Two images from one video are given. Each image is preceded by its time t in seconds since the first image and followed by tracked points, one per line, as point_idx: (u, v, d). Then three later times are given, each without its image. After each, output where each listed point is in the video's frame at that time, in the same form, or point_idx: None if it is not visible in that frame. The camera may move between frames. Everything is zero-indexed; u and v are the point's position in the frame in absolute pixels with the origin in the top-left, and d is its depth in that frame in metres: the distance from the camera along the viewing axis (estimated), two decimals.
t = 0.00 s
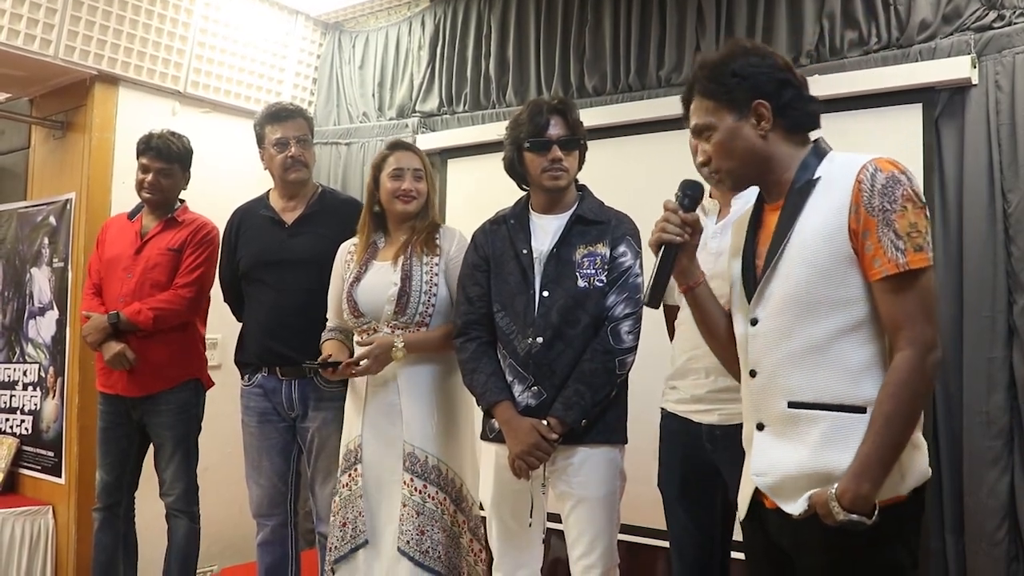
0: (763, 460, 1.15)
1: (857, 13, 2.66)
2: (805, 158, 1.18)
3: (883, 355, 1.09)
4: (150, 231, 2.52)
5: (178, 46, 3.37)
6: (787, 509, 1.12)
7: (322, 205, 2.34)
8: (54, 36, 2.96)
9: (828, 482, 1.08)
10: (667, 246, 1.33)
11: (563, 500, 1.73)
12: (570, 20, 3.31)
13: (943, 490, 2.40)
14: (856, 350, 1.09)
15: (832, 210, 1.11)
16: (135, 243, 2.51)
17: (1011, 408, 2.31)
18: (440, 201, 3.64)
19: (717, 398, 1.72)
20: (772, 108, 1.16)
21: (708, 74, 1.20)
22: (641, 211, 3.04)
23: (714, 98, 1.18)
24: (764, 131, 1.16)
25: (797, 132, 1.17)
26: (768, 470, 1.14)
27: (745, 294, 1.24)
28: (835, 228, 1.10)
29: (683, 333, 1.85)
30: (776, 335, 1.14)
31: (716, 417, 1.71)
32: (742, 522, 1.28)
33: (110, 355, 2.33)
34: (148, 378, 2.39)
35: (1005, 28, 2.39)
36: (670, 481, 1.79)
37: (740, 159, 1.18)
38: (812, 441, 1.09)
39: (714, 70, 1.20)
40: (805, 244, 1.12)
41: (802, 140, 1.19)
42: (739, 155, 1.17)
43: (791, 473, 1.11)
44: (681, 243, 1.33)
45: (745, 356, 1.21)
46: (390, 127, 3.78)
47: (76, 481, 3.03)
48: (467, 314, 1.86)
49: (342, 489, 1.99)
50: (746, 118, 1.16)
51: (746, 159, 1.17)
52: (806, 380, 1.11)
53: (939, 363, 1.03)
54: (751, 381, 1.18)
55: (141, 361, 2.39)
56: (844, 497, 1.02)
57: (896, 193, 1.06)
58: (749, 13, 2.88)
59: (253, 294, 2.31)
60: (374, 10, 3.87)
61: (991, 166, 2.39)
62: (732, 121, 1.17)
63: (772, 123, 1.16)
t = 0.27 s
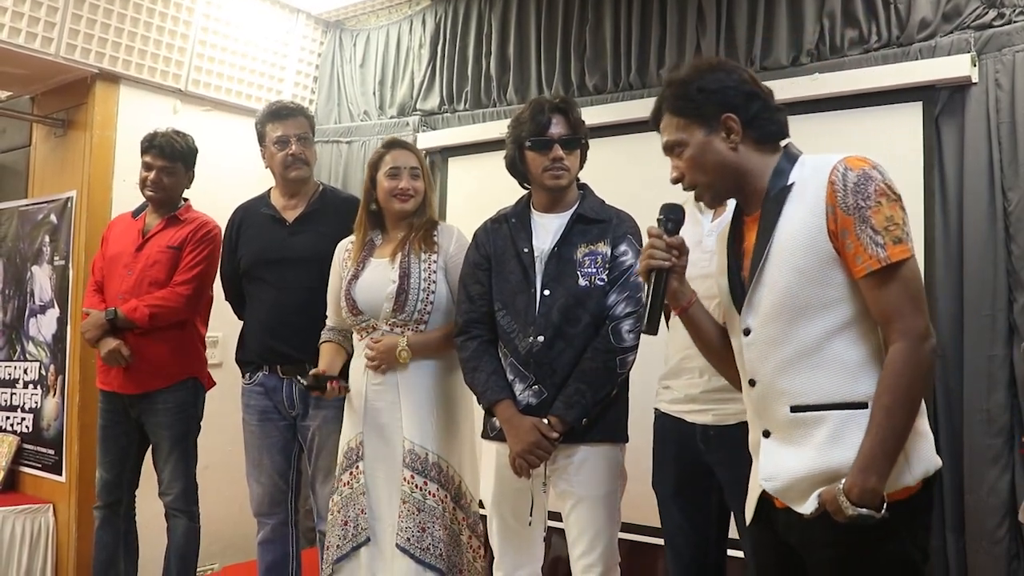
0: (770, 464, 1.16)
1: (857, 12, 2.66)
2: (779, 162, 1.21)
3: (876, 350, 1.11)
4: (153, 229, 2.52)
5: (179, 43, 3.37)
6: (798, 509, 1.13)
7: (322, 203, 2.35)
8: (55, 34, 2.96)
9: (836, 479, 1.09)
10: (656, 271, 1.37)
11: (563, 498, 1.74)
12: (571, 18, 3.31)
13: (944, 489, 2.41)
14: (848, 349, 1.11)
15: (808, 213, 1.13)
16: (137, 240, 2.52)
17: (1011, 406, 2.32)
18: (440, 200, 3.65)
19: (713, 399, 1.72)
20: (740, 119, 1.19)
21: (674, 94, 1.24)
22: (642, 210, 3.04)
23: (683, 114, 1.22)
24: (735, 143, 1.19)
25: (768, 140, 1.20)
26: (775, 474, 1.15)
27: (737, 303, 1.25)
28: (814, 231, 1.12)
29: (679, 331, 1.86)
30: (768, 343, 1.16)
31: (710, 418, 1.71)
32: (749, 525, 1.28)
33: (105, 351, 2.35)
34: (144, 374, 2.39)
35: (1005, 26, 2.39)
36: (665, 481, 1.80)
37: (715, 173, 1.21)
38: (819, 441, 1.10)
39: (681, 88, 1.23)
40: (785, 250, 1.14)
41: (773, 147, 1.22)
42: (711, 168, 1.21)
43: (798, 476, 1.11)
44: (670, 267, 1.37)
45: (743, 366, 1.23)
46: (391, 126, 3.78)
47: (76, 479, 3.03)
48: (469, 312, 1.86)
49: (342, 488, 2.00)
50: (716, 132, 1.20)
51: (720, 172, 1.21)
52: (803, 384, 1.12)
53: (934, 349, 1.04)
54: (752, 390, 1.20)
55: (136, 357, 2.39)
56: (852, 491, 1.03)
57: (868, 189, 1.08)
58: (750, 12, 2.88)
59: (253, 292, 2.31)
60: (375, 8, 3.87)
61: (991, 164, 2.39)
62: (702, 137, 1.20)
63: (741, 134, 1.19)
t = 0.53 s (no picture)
0: (774, 471, 1.16)
1: (859, 14, 2.66)
2: (751, 173, 1.22)
3: (867, 350, 1.12)
4: (155, 228, 2.53)
5: (180, 42, 3.37)
6: (804, 513, 1.14)
7: (323, 202, 2.35)
8: (57, 32, 2.96)
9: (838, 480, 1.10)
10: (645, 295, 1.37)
11: (563, 499, 1.74)
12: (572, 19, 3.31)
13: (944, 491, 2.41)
14: (838, 352, 1.12)
15: (784, 223, 1.14)
16: (139, 239, 2.52)
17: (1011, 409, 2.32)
18: (441, 199, 3.65)
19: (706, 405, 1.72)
20: (707, 139, 1.20)
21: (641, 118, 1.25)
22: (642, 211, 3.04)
23: (650, 141, 1.23)
24: (704, 163, 1.20)
25: (738, 156, 1.21)
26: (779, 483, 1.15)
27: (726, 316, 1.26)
28: (791, 240, 1.13)
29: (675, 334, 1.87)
30: (759, 355, 1.17)
31: (705, 424, 1.71)
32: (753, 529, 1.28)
33: (104, 349, 2.34)
34: (142, 372, 2.40)
35: (1007, 29, 2.39)
36: (664, 482, 1.80)
37: (688, 194, 1.22)
38: (819, 445, 1.11)
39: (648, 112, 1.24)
40: (766, 261, 1.15)
41: (743, 161, 1.22)
42: (684, 190, 1.21)
43: (801, 482, 1.12)
44: (657, 289, 1.38)
45: (738, 379, 1.23)
46: (392, 125, 3.78)
47: (76, 477, 3.04)
48: (469, 312, 1.86)
49: (342, 488, 2.01)
50: (685, 153, 1.20)
51: (694, 193, 1.21)
52: (798, 391, 1.13)
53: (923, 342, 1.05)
54: (749, 402, 1.20)
55: (134, 355, 2.39)
56: (855, 491, 1.04)
57: (839, 192, 1.10)
58: (751, 13, 2.88)
59: (253, 291, 2.31)
60: (377, 8, 3.87)
61: (992, 167, 2.39)
62: (672, 160, 1.21)
63: (710, 154, 1.20)
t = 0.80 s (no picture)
0: (772, 472, 1.16)
1: (860, 13, 2.65)
2: (736, 178, 1.21)
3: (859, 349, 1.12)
4: (155, 226, 2.52)
5: (181, 41, 3.37)
6: (804, 513, 1.13)
7: (323, 202, 2.34)
8: (57, 31, 2.96)
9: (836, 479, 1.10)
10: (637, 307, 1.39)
11: (563, 499, 1.74)
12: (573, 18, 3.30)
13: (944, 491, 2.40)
14: (830, 351, 1.12)
15: (771, 225, 1.14)
16: (140, 237, 2.51)
17: (1012, 408, 2.32)
18: (441, 198, 3.65)
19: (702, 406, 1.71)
20: (690, 148, 1.19)
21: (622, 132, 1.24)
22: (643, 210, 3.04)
23: (632, 153, 1.22)
24: (690, 172, 1.20)
25: (722, 162, 1.21)
26: (778, 482, 1.14)
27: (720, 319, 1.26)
28: (779, 243, 1.13)
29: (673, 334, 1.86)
30: (752, 359, 1.16)
31: (700, 425, 1.71)
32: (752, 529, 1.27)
33: (108, 346, 2.34)
34: (146, 370, 2.39)
35: (1009, 28, 2.39)
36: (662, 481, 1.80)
37: (676, 203, 1.21)
38: (817, 445, 1.11)
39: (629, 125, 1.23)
40: (755, 265, 1.14)
41: (727, 166, 1.22)
42: (671, 199, 1.21)
43: (799, 482, 1.12)
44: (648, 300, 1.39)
45: (733, 384, 1.23)
46: (392, 124, 3.78)
47: (76, 476, 3.03)
48: (470, 311, 1.86)
49: (336, 486, 2.00)
50: (669, 163, 1.20)
51: (682, 202, 1.21)
52: (793, 393, 1.13)
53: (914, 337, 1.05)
54: (745, 406, 1.20)
55: (138, 352, 2.39)
56: (852, 489, 1.05)
57: (823, 193, 1.10)
58: (752, 12, 2.87)
59: (252, 289, 2.31)
60: (377, 7, 3.87)
61: (993, 166, 2.38)
62: (657, 171, 1.20)
63: (694, 162, 1.20)
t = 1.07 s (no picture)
0: (771, 472, 1.15)
1: (861, 12, 2.65)
2: (737, 176, 1.21)
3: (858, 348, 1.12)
4: (156, 225, 2.52)
5: (182, 40, 3.37)
6: (804, 513, 1.13)
7: (321, 202, 2.34)
8: (59, 30, 2.95)
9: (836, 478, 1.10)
10: (637, 304, 1.38)
11: (564, 498, 1.74)
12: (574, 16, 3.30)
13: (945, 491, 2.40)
14: (830, 351, 1.11)
15: (771, 224, 1.13)
16: (140, 236, 2.51)
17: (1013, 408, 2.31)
18: (442, 197, 3.65)
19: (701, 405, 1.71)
20: (692, 143, 1.19)
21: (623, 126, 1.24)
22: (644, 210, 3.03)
23: (633, 148, 1.21)
24: (690, 167, 1.19)
25: (724, 158, 1.21)
26: (777, 482, 1.14)
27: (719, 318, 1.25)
28: (779, 241, 1.12)
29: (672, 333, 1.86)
30: (751, 359, 1.16)
31: (698, 424, 1.71)
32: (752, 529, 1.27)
33: (115, 345, 2.33)
34: (151, 368, 2.39)
35: (1011, 27, 2.38)
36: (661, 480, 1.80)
37: (676, 199, 1.20)
38: (817, 445, 1.11)
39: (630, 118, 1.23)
40: (755, 264, 1.14)
41: (728, 163, 1.22)
42: (671, 195, 1.20)
43: (799, 482, 1.11)
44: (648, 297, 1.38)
45: (732, 383, 1.22)
46: (393, 123, 3.78)
47: (77, 474, 3.04)
48: (470, 309, 1.85)
49: (335, 495, 2.01)
50: (670, 158, 1.19)
51: (682, 198, 1.20)
52: (792, 393, 1.12)
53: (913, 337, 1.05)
54: (745, 405, 1.20)
55: (144, 351, 2.39)
56: (852, 489, 1.05)
57: (823, 192, 1.10)
58: (753, 11, 2.87)
59: (253, 288, 2.31)
60: (378, 5, 3.87)
61: (995, 165, 2.38)
62: (658, 165, 1.19)
63: (696, 158, 1.19)
